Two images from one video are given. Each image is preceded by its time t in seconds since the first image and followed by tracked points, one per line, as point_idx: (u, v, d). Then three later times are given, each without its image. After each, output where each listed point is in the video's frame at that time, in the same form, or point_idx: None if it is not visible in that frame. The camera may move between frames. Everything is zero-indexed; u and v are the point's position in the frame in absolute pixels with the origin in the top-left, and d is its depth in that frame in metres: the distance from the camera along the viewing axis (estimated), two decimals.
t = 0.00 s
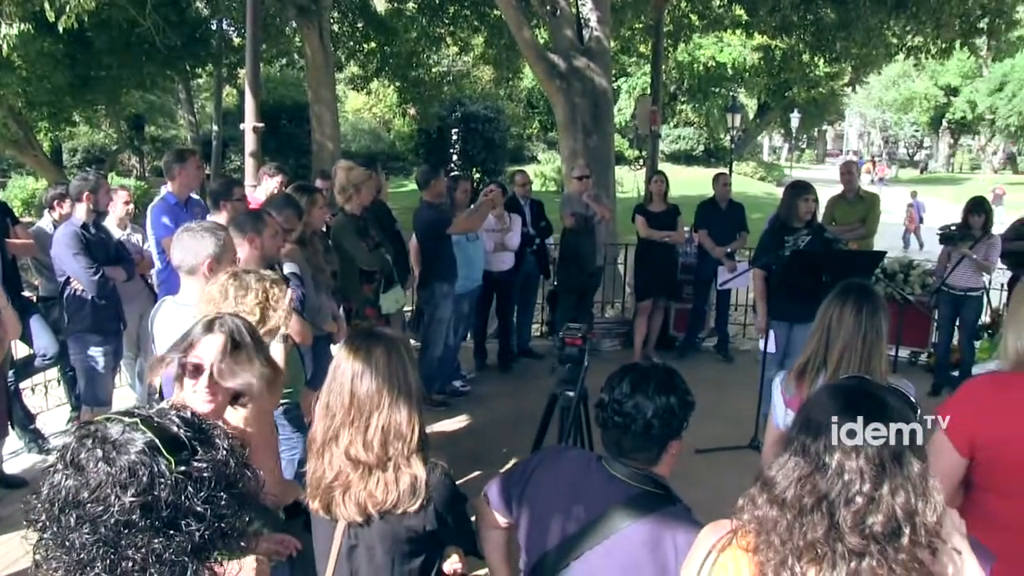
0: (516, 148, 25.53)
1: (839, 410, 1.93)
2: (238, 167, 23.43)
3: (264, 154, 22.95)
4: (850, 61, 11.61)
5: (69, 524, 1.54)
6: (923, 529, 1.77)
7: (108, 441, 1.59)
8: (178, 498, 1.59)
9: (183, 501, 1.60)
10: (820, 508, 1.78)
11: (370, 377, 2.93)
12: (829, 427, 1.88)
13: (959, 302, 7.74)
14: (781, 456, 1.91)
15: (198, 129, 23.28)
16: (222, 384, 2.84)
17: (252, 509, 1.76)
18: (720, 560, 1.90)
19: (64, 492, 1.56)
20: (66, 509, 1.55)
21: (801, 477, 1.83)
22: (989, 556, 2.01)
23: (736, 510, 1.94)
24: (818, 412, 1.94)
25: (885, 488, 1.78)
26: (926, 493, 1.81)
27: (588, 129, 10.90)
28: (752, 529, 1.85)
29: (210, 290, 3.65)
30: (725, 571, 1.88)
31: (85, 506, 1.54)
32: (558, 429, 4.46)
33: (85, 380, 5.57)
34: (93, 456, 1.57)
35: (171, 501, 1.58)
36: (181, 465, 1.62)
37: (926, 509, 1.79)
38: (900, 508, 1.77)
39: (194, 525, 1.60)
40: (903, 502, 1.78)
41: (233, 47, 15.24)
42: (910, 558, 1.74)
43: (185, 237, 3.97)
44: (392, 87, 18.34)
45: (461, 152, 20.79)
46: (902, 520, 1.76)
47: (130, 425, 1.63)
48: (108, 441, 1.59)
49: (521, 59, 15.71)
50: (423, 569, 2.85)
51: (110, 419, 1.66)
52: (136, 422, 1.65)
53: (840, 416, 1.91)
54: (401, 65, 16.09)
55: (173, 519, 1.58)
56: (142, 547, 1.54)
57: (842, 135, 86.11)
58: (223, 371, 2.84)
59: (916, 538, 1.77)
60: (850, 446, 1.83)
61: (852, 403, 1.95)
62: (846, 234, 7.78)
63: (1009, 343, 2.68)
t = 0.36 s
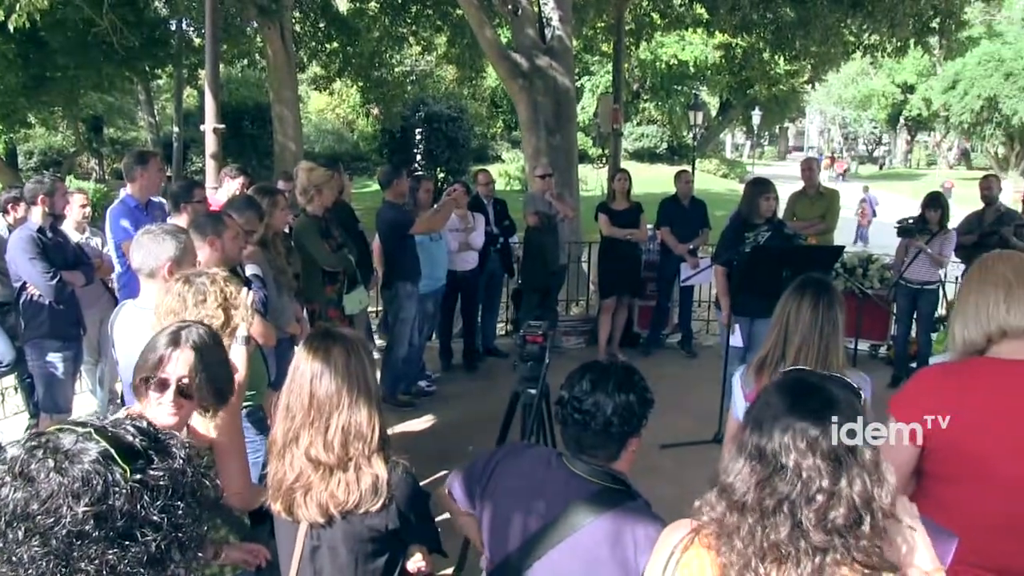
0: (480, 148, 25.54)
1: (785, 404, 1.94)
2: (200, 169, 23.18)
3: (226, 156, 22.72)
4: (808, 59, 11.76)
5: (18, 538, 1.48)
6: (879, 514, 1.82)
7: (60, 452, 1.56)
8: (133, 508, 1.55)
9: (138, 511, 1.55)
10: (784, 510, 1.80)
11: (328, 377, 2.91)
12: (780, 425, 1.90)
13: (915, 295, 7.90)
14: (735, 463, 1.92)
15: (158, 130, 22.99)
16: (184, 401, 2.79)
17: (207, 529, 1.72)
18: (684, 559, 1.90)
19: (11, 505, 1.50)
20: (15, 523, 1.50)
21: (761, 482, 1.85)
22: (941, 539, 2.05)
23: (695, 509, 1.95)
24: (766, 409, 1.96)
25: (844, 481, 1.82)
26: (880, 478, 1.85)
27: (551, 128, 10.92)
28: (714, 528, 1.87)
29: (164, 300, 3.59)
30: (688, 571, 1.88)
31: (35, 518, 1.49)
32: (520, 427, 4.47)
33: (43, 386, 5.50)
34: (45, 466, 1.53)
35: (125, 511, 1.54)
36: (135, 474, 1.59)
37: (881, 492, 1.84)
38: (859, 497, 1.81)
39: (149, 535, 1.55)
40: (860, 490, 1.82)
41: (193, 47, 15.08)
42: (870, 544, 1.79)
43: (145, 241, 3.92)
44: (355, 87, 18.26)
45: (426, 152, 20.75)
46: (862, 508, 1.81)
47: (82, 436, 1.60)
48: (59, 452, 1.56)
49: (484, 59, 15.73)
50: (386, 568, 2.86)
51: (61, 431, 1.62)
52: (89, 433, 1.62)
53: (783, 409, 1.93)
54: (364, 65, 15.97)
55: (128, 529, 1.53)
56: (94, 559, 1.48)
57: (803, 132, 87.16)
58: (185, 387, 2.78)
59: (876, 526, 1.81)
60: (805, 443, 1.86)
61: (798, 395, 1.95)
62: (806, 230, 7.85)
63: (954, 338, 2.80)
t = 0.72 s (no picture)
0: (443, 148, 25.53)
1: (676, 408, 1.87)
2: (160, 171, 22.89)
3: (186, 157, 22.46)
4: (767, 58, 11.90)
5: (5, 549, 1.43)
6: (770, 511, 1.74)
7: (32, 461, 1.52)
8: (122, 508, 1.54)
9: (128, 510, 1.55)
10: (675, 512, 1.71)
11: (288, 377, 2.88)
12: (667, 427, 1.83)
13: (874, 289, 8.01)
14: (623, 469, 1.82)
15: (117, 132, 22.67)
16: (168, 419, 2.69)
17: (175, 528, 1.72)
18: (576, 554, 1.83)
19: None
20: None
21: (655, 488, 1.74)
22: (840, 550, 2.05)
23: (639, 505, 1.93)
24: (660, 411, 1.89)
25: (735, 481, 1.73)
26: (773, 476, 1.78)
27: (513, 128, 10.93)
28: (607, 529, 1.79)
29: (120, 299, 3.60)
30: (581, 567, 1.81)
31: (22, 527, 1.45)
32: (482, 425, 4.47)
33: None
34: (23, 475, 1.50)
35: (117, 511, 1.53)
36: (116, 474, 1.57)
37: (773, 490, 1.76)
38: (749, 496, 1.73)
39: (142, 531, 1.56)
40: (752, 488, 1.74)
41: (150, 48, 14.90)
42: (761, 544, 1.70)
43: (102, 243, 3.87)
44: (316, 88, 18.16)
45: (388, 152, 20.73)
46: (754, 507, 1.72)
47: (50, 445, 1.58)
48: (32, 461, 1.52)
49: (445, 58, 15.75)
50: (349, 569, 2.87)
51: (21, 446, 1.59)
52: (55, 443, 1.59)
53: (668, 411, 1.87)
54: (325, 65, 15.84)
55: (122, 529, 1.53)
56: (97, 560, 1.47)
57: (763, 130, 88.18)
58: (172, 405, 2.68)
59: (767, 527, 1.73)
60: (696, 442, 1.79)
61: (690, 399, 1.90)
62: (766, 227, 7.93)
63: (905, 330, 2.86)
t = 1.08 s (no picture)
0: (409, 148, 25.48)
1: (559, 402, 1.83)
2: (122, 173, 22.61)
3: (149, 159, 22.20)
4: (731, 59, 12.01)
5: None
6: (650, 520, 1.69)
7: None
8: (92, 509, 1.52)
9: (96, 511, 1.53)
10: (549, 517, 1.67)
11: (252, 381, 2.84)
12: (548, 424, 1.79)
13: (837, 287, 8.10)
14: (508, 471, 1.78)
15: (77, 134, 22.34)
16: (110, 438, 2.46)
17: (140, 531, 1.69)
18: (474, 556, 1.82)
19: None
20: None
21: (530, 486, 1.72)
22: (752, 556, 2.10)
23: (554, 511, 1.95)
24: (546, 405, 1.85)
25: (611, 487, 1.69)
26: (656, 483, 1.73)
27: (478, 128, 10.93)
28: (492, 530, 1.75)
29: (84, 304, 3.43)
30: (475, 569, 1.80)
31: None
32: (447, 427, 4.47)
33: None
34: None
35: (86, 511, 1.51)
36: (84, 478, 1.55)
37: (653, 497, 1.71)
38: (626, 503, 1.68)
39: (110, 533, 1.53)
40: (629, 494, 1.69)
41: (111, 48, 14.71)
42: (643, 552, 1.66)
43: (62, 247, 3.82)
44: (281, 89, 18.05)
45: (354, 153, 20.69)
46: (630, 516, 1.67)
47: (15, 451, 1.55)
48: None
49: (410, 59, 15.74)
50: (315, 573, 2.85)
51: None
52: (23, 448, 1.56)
53: (552, 404, 1.83)
54: (290, 66, 15.77)
55: (92, 529, 1.51)
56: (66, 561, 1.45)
57: (727, 131, 89.02)
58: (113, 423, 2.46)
59: (648, 533, 1.68)
60: (571, 441, 1.74)
61: (576, 392, 1.85)
62: (729, 226, 8.01)
63: (862, 328, 2.90)
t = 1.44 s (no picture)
0: (373, 151, 25.39)
1: (463, 408, 1.86)
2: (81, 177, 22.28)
3: (109, 163, 21.90)
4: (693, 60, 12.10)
5: None
6: (539, 541, 1.74)
7: None
8: (47, 519, 1.50)
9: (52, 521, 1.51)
10: (436, 530, 1.75)
11: (215, 386, 2.81)
12: (448, 433, 1.83)
13: (799, 285, 8.20)
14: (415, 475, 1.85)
15: (34, 138, 21.98)
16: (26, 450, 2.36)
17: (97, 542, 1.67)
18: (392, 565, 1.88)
19: None
20: None
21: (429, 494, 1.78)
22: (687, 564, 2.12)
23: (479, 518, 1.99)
24: (455, 406, 1.89)
25: (499, 506, 1.74)
26: (548, 502, 1.78)
27: (441, 130, 10.92)
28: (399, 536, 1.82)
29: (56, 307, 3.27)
30: None
31: None
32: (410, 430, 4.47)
33: None
34: None
35: (42, 521, 1.49)
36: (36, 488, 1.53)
37: (544, 517, 1.76)
38: (515, 521, 1.73)
39: (67, 542, 1.52)
40: (519, 514, 1.74)
41: (68, 51, 14.51)
42: (528, 571, 1.73)
43: (18, 254, 3.76)
44: (243, 92, 17.90)
45: (318, 156, 20.63)
46: (518, 536, 1.73)
47: None
48: None
49: (373, 62, 15.69)
50: None
51: None
52: None
53: (458, 406, 1.87)
54: (252, 69, 15.72)
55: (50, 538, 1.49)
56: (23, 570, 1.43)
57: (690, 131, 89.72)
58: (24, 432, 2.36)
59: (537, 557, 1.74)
60: (466, 455, 1.78)
61: (487, 395, 1.88)
62: (691, 226, 8.08)
63: (820, 327, 2.96)
